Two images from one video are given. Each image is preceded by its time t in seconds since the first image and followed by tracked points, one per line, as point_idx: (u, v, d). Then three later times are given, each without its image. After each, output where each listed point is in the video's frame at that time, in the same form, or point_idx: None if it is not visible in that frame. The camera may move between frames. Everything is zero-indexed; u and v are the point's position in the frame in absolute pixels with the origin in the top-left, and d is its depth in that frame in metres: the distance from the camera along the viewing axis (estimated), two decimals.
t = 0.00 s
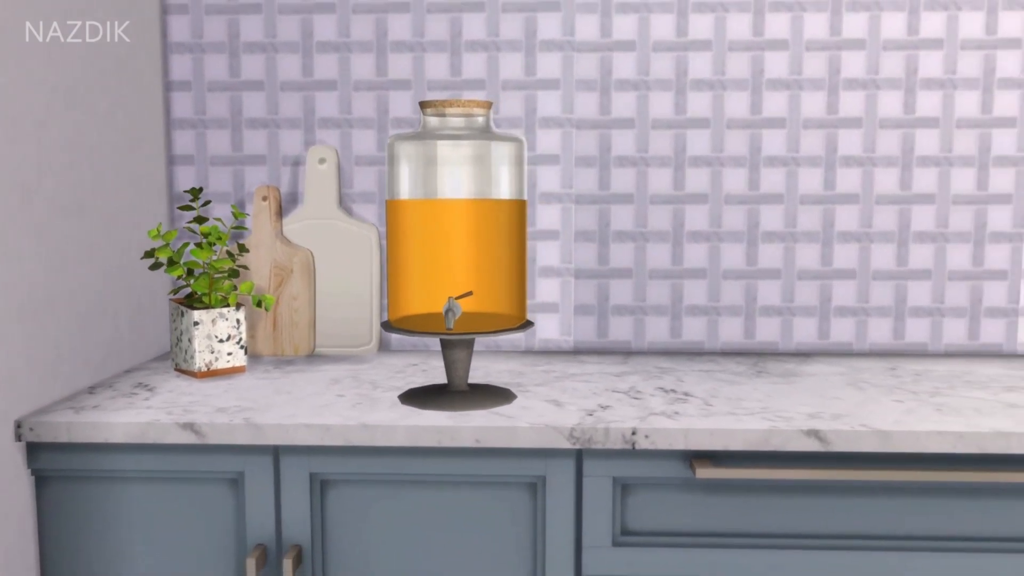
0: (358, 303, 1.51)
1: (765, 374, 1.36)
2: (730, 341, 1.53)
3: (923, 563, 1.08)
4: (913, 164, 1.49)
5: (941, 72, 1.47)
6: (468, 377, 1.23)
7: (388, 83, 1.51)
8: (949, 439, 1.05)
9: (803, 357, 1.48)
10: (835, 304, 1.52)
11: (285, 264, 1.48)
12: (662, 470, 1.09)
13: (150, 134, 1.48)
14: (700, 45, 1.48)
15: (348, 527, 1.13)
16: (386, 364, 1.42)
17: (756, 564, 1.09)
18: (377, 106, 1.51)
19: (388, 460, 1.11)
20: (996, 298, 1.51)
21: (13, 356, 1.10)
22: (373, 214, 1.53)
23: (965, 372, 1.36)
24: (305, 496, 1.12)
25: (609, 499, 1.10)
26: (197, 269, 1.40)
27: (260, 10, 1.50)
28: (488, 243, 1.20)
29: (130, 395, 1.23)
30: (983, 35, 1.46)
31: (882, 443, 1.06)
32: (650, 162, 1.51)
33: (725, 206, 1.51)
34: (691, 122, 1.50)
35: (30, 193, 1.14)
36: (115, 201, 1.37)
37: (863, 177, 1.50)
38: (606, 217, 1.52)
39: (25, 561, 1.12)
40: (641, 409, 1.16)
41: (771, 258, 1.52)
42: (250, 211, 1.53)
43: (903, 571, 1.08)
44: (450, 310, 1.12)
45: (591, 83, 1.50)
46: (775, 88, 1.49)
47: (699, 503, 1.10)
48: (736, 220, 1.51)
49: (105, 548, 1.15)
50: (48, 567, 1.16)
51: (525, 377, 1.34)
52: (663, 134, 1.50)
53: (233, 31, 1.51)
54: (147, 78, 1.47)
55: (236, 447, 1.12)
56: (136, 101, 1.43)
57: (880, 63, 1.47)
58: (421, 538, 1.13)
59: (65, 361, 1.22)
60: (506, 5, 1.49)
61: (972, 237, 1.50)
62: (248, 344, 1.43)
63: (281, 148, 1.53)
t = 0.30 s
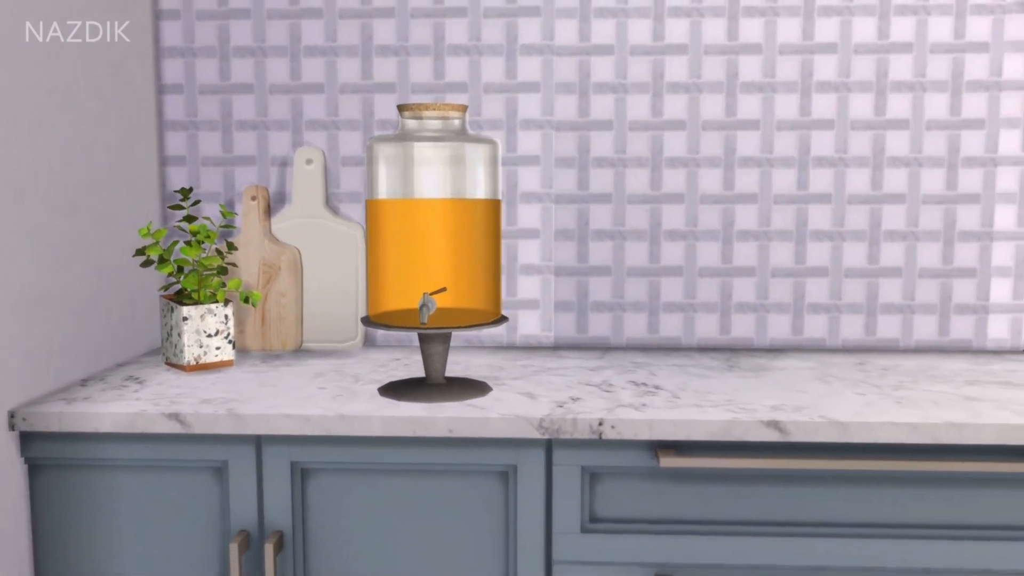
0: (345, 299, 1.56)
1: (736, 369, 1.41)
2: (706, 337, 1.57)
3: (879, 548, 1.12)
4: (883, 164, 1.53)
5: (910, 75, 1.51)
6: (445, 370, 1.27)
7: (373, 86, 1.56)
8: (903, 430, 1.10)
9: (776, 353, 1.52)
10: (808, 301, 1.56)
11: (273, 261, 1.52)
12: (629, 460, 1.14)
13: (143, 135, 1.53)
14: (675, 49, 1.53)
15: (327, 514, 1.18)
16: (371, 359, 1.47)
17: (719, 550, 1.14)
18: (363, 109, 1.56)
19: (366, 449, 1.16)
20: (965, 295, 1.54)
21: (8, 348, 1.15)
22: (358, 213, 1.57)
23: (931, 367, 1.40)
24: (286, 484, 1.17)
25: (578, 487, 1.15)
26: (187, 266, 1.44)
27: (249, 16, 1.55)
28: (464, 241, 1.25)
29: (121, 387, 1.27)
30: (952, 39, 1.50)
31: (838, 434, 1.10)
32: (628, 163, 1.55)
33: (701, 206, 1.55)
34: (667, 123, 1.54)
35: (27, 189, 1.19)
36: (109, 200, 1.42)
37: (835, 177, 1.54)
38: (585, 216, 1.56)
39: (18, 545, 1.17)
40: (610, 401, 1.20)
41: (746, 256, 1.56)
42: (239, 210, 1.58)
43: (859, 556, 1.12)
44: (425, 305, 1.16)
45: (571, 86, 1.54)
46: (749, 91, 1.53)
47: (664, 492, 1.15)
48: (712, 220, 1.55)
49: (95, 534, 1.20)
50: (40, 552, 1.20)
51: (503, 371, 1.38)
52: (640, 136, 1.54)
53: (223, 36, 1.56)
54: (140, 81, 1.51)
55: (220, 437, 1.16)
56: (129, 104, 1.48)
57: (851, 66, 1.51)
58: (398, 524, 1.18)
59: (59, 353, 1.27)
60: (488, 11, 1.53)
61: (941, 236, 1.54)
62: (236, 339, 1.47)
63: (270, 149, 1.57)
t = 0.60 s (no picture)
0: (329, 295, 1.61)
1: (705, 363, 1.46)
2: (680, 332, 1.62)
3: (832, 533, 1.17)
4: (851, 165, 1.58)
5: (877, 78, 1.56)
6: (421, 363, 1.33)
7: (357, 89, 1.61)
8: (854, 420, 1.14)
9: (747, 348, 1.57)
10: (778, 298, 1.61)
11: (261, 259, 1.58)
12: (593, 448, 1.19)
13: (136, 136, 1.58)
14: (649, 54, 1.58)
15: (306, 500, 1.23)
16: (353, 353, 1.52)
17: (679, 534, 1.19)
18: (348, 111, 1.61)
19: (342, 438, 1.21)
20: (931, 292, 1.59)
21: (4, 341, 1.21)
22: (343, 212, 1.62)
23: (893, 361, 1.45)
24: (266, 471, 1.22)
25: (545, 474, 1.20)
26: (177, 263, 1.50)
27: (237, 22, 1.61)
28: (439, 239, 1.30)
29: (111, 379, 1.33)
30: (917, 44, 1.55)
31: (792, 423, 1.15)
32: (603, 164, 1.60)
33: (674, 205, 1.60)
34: (641, 125, 1.59)
35: (24, 186, 1.25)
36: (103, 198, 1.47)
37: (804, 177, 1.59)
38: (562, 215, 1.61)
39: (12, 528, 1.23)
40: (577, 392, 1.25)
41: (718, 254, 1.61)
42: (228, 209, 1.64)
43: (813, 540, 1.17)
44: (398, 299, 1.22)
45: (548, 90, 1.59)
46: (720, 94, 1.58)
47: (627, 479, 1.20)
48: (685, 219, 1.60)
49: (85, 518, 1.25)
50: (33, 535, 1.26)
51: (479, 364, 1.44)
52: (615, 138, 1.59)
53: (212, 41, 1.61)
54: (133, 85, 1.57)
55: (203, 426, 1.22)
56: (122, 107, 1.54)
57: (820, 70, 1.56)
58: (373, 510, 1.23)
59: (53, 344, 1.33)
60: (468, 17, 1.59)
61: (907, 234, 1.59)
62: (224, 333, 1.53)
63: (258, 151, 1.63)
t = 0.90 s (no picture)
0: (315, 292, 1.66)
1: (677, 357, 1.51)
2: (656, 328, 1.67)
3: (790, 519, 1.22)
4: (822, 165, 1.63)
5: (847, 81, 1.61)
6: (400, 356, 1.38)
7: (343, 93, 1.66)
8: (811, 411, 1.19)
9: (720, 343, 1.62)
10: (751, 295, 1.66)
11: (250, 257, 1.64)
12: (561, 437, 1.24)
13: (130, 138, 1.64)
14: (626, 58, 1.63)
15: (288, 487, 1.29)
16: (339, 347, 1.58)
17: (644, 521, 1.24)
18: (334, 114, 1.67)
19: (321, 427, 1.27)
20: (900, 289, 1.64)
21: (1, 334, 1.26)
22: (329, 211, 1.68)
23: (859, 356, 1.49)
24: (250, 459, 1.28)
25: (515, 463, 1.25)
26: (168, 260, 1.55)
27: (228, 27, 1.66)
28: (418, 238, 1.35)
29: (103, 371, 1.39)
30: (885, 48, 1.59)
31: (752, 414, 1.20)
32: (582, 164, 1.65)
33: (651, 205, 1.65)
34: (618, 127, 1.64)
35: (25, 181, 1.32)
36: (99, 197, 1.53)
37: (776, 178, 1.63)
38: (542, 215, 1.66)
39: (7, 513, 1.28)
40: (548, 384, 1.31)
41: (693, 252, 1.66)
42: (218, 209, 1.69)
43: (772, 527, 1.22)
44: (375, 295, 1.27)
45: (528, 93, 1.64)
46: (695, 97, 1.62)
47: (594, 467, 1.25)
48: (661, 218, 1.65)
49: (77, 503, 1.31)
50: (27, 521, 1.32)
51: (458, 357, 1.49)
52: (593, 139, 1.64)
53: (204, 46, 1.67)
54: (127, 88, 1.63)
55: (189, 415, 1.27)
56: (117, 109, 1.59)
57: (791, 73, 1.61)
58: (352, 497, 1.28)
59: (50, 337, 1.39)
60: (450, 22, 1.64)
61: (877, 233, 1.63)
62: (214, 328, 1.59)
63: (248, 152, 1.69)
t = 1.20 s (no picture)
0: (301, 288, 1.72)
1: (647, 351, 1.56)
2: (632, 324, 1.73)
3: (748, 505, 1.28)
4: (791, 166, 1.68)
5: (815, 85, 1.66)
6: (379, 349, 1.44)
7: (330, 96, 1.73)
8: (767, 401, 1.25)
9: (692, 338, 1.67)
10: (724, 291, 1.71)
11: (239, 254, 1.70)
12: (529, 426, 1.30)
13: (125, 139, 1.70)
14: (601, 62, 1.68)
15: (270, 473, 1.35)
16: (324, 341, 1.64)
17: (608, 506, 1.29)
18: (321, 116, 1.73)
19: (302, 416, 1.33)
20: (867, 286, 1.69)
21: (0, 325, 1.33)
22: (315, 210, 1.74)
23: (823, 350, 1.55)
24: (233, 447, 1.34)
25: (486, 450, 1.31)
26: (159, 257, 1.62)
27: (219, 33, 1.73)
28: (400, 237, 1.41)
29: (96, 363, 1.45)
30: (853, 52, 1.65)
31: (710, 403, 1.25)
32: (559, 165, 1.71)
33: (626, 204, 1.71)
34: (594, 129, 1.70)
35: (25, 177, 1.38)
36: (95, 196, 1.60)
37: (747, 178, 1.69)
38: (521, 214, 1.72)
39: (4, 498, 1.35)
40: (519, 376, 1.36)
41: (667, 250, 1.71)
42: (209, 208, 1.76)
43: (731, 512, 1.28)
44: (352, 290, 1.33)
45: (507, 96, 1.70)
46: (668, 100, 1.68)
47: (562, 455, 1.31)
48: (636, 216, 1.71)
49: (70, 489, 1.38)
50: (23, 505, 1.38)
51: (436, 350, 1.55)
52: (570, 141, 1.70)
53: (196, 51, 1.74)
54: (122, 91, 1.69)
55: (175, 405, 1.34)
56: (111, 112, 1.65)
57: (761, 77, 1.66)
58: (331, 483, 1.34)
59: (46, 329, 1.45)
60: (432, 28, 1.70)
61: (845, 231, 1.69)
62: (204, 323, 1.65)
63: (238, 153, 1.75)
